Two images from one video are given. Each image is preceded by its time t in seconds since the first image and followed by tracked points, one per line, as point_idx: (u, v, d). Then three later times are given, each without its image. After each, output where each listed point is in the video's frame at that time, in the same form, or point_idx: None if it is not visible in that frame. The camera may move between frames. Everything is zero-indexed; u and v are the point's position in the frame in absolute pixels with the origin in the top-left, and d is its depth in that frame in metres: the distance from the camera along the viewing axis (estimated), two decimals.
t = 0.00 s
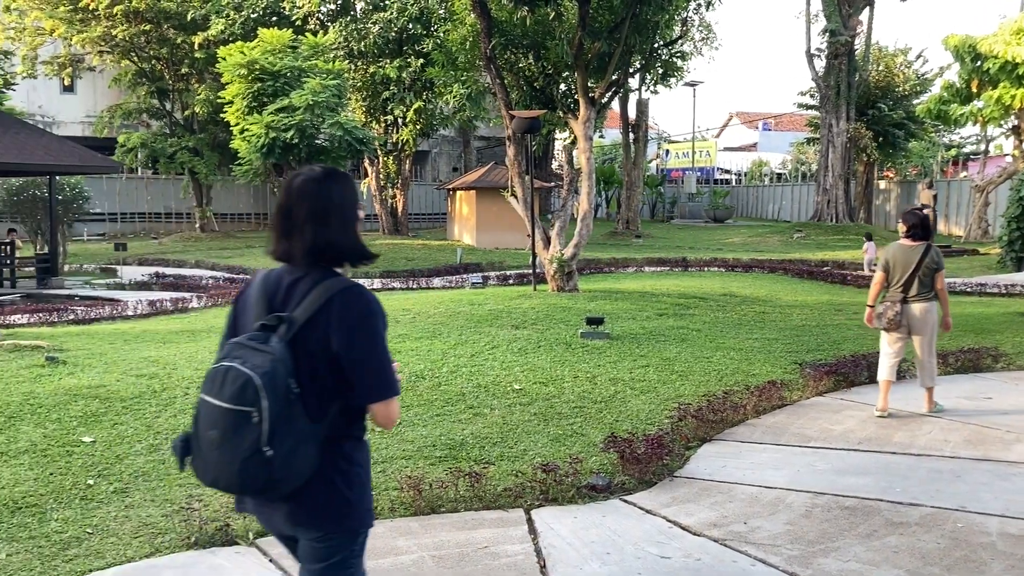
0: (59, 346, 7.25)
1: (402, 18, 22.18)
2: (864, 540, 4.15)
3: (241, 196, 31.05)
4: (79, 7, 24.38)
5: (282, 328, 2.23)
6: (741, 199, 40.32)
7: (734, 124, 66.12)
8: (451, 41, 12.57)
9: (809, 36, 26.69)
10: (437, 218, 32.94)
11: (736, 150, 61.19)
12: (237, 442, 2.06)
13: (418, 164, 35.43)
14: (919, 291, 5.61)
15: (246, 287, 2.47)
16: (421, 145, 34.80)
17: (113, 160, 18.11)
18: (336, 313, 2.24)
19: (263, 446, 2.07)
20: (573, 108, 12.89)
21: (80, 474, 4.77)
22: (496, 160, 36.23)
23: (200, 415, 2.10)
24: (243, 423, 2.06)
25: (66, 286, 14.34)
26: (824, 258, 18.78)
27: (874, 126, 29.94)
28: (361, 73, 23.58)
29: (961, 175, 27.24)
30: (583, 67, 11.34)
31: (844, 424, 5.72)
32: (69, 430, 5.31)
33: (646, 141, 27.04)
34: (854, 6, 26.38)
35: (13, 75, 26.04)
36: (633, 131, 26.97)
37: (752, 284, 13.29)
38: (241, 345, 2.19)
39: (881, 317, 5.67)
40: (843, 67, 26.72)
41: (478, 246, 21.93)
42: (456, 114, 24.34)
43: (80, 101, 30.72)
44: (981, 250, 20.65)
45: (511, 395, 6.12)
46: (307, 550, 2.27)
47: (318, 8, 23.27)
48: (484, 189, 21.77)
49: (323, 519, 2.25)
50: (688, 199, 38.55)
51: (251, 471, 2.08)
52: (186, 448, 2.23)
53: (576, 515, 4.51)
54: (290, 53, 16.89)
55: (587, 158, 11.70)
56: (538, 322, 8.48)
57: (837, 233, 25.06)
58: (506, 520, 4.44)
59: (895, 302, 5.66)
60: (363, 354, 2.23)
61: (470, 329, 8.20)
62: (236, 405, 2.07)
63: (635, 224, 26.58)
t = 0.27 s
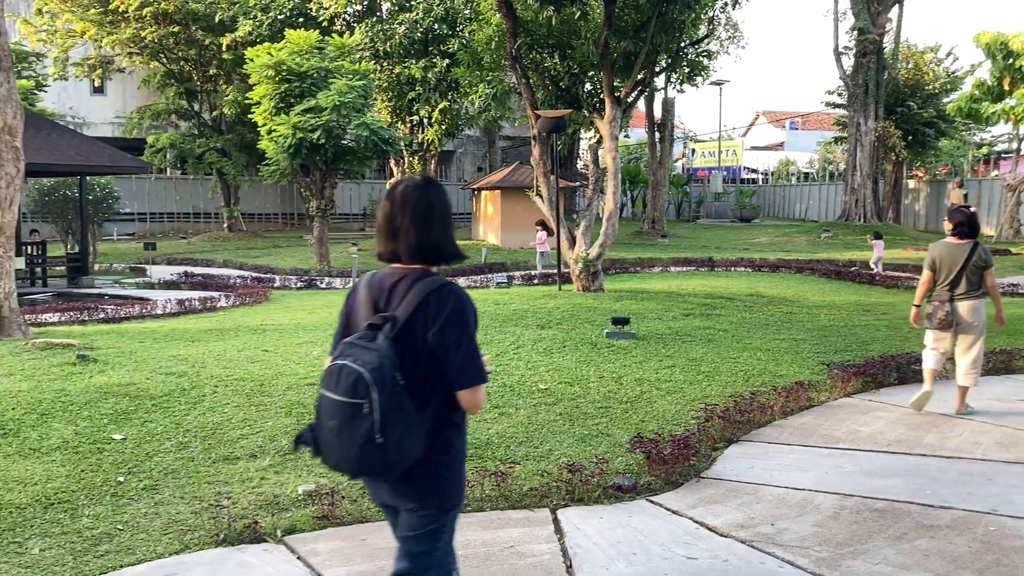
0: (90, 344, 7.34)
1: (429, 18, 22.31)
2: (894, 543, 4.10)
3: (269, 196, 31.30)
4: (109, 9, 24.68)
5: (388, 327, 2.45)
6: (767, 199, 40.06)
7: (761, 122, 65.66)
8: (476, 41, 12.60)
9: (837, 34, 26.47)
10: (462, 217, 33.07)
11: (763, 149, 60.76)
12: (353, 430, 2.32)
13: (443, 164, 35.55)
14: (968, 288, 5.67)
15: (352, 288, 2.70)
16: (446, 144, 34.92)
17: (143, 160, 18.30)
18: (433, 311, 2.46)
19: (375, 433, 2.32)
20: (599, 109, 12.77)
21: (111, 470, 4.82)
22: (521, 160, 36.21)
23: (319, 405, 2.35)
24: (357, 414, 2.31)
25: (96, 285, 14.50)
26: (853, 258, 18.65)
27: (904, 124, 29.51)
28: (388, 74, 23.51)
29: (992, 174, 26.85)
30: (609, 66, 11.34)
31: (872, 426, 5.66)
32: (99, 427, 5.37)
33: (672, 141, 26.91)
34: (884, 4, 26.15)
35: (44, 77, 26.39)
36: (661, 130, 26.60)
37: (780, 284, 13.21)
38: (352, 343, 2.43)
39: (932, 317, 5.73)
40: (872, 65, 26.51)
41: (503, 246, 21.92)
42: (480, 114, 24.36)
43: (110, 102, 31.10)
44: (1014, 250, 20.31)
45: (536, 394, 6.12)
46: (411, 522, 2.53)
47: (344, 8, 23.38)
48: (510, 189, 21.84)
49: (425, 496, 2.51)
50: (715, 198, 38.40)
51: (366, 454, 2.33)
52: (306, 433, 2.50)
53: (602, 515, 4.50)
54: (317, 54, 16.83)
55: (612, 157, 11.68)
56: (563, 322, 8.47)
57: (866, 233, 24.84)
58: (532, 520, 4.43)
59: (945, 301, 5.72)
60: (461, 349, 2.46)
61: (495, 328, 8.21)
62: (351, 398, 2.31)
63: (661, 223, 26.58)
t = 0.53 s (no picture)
0: (120, 342, 7.42)
1: (453, 18, 22.42)
2: (924, 546, 4.06)
3: (295, 197, 31.52)
4: (138, 11, 24.90)
5: (473, 303, 2.62)
6: (794, 198, 39.74)
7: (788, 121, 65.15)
8: (501, 40, 12.64)
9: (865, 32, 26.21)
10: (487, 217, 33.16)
11: (789, 148, 60.25)
12: (436, 393, 2.49)
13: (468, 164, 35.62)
14: (1005, 288, 5.62)
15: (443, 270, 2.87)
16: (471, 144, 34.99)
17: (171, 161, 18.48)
18: (513, 289, 2.61)
19: (458, 396, 2.48)
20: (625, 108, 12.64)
21: (140, 468, 4.86)
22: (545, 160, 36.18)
23: (408, 370, 2.54)
24: (441, 378, 2.48)
25: (125, 284, 14.63)
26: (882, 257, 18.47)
27: (933, 123, 29.10)
28: (413, 74, 23.55)
29: None
30: (634, 66, 11.38)
31: (901, 427, 5.61)
32: (129, 425, 5.42)
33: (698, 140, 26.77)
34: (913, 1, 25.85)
35: (73, 78, 26.73)
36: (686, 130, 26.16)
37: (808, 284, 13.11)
38: (439, 317, 2.60)
39: (968, 316, 5.72)
40: (900, 63, 26.24)
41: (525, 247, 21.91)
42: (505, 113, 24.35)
43: (139, 103, 31.46)
44: None
45: (561, 395, 6.11)
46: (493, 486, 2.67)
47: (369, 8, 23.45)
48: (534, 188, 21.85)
49: (506, 464, 2.63)
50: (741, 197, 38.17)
51: (448, 416, 2.49)
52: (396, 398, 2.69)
53: (628, 516, 4.48)
54: (342, 55, 16.93)
55: (638, 156, 11.67)
56: (588, 322, 8.45)
57: (895, 232, 24.60)
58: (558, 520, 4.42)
59: (981, 301, 5.69)
60: (540, 324, 2.58)
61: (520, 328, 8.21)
62: (435, 364, 2.49)
63: (686, 223, 26.51)
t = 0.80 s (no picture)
0: (147, 341, 7.48)
1: (476, 18, 22.48)
2: (953, 550, 4.00)
3: (319, 197, 31.67)
4: (164, 12, 25.10)
5: (561, 306, 2.78)
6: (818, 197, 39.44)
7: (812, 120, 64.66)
8: (525, 40, 12.67)
9: (893, 30, 25.99)
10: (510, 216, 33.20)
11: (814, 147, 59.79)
12: (528, 388, 2.64)
13: (491, 163, 35.64)
14: None
15: (529, 276, 3.03)
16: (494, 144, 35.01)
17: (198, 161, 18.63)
18: (601, 295, 2.75)
19: (548, 391, 2.63)
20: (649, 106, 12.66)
21: (167, 465, 4.90)
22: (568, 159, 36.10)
23: (501, 368, 2.70)
24: (535, 377, 2.64)
25: (152, 284, 14.76)
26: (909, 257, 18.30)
27: (961, 121, 28.73)
28: (437, 74, 23.68)
29: None
30: (658, 65, 11.38)
31: (929, 429, 5.55)
32: (156, 423, 5.47)
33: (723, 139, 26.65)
34: None
35: (100, 79, 27.02)
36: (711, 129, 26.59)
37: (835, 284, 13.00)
38: (529, 319, 2.76)
39: (996, 316, 5.75)
40: (928, 61, 26.01)
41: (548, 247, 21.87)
42: (529, 113, 24.34)
43: (165, 104, 31.77)
44: None
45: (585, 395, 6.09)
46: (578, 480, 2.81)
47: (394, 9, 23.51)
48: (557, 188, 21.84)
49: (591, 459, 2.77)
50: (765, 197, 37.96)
51: (539, 411, 2.65)
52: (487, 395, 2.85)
53: (652, 517, 4.46)
54: (367, 55, 16.98)
55: (662, 156, 11.63)
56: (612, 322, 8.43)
57: (922, 232, 24.37)
58: (582, 521, 4.41)
59: (1009, 301, 5.69)
60: (625, 328, 2.73)
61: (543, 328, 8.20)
62: (530, 364, 2.64)
63: (711, 223, 26.26)
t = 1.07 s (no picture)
0: (172, 340, 7.56)
1: (499, 18, 22.51)
2: (981, 553, 3.96)
3: (342, 196, 31.83)
4: (189, 14, 25.22)
5: (651, 296, 2.84)
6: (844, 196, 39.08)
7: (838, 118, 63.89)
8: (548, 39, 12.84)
9: (919, 28, 25.77)
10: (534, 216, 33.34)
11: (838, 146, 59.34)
12: (624, 376, 2.70)
13: (513, 163, 35.65)
14: None
15: (610, 266, 3.08)
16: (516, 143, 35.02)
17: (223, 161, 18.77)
18: (690, 286, 2.81)
19: (644, 379, 2.69)
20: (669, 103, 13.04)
21: (192, 463, 4.94)
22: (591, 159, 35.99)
23: (593, 356, 2.75)
24: (628, 365, 2.69)
25: (177, 283, 14.90)
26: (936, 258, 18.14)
27: (989, 120, 28.38)
28: (460, 74, 23.73)
29: None
30: (683, 64, 11.24)
31: (956, 431, 5.49)
32: (181, 421, 5.52)
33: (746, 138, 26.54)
34: None
35: (126, 80, 27.29)
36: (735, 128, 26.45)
37: (860, 285, 12.89)
38: (619, 309, 2.81)
39: None
40: (955, 58, 25.77)
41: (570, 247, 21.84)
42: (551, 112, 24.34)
43: (190, 104, 32.04)
44: None
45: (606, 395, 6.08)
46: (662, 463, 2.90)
47: (417, 9, 23.59)
48: (579, 188, 21.82)
49: (676, 440, 2.87)
50: (790, 196, 37.75)
51: (633, 398, 2.71)
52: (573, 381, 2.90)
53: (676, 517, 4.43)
54: (390, 55, 17.06)
55: (685, 155, 11.61)
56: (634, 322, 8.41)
57: (949, 233, 24.14)
58: (605, 521, 4.40)
59: None
60: (715, 318, 2.79)
61: (565, 327, 8.19)
62: (623, 351, 2.69)
63: (734, 222, 26.19)
